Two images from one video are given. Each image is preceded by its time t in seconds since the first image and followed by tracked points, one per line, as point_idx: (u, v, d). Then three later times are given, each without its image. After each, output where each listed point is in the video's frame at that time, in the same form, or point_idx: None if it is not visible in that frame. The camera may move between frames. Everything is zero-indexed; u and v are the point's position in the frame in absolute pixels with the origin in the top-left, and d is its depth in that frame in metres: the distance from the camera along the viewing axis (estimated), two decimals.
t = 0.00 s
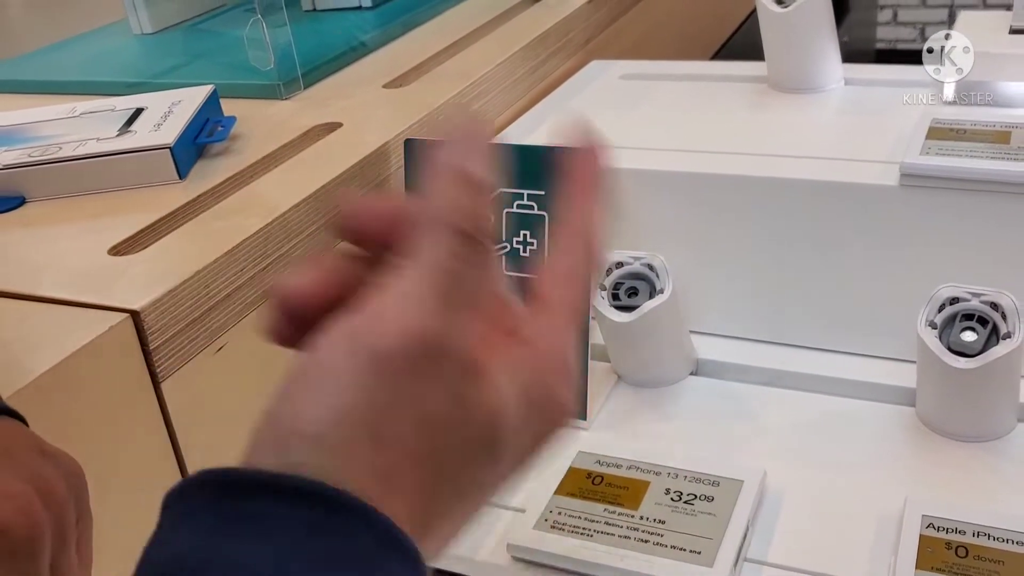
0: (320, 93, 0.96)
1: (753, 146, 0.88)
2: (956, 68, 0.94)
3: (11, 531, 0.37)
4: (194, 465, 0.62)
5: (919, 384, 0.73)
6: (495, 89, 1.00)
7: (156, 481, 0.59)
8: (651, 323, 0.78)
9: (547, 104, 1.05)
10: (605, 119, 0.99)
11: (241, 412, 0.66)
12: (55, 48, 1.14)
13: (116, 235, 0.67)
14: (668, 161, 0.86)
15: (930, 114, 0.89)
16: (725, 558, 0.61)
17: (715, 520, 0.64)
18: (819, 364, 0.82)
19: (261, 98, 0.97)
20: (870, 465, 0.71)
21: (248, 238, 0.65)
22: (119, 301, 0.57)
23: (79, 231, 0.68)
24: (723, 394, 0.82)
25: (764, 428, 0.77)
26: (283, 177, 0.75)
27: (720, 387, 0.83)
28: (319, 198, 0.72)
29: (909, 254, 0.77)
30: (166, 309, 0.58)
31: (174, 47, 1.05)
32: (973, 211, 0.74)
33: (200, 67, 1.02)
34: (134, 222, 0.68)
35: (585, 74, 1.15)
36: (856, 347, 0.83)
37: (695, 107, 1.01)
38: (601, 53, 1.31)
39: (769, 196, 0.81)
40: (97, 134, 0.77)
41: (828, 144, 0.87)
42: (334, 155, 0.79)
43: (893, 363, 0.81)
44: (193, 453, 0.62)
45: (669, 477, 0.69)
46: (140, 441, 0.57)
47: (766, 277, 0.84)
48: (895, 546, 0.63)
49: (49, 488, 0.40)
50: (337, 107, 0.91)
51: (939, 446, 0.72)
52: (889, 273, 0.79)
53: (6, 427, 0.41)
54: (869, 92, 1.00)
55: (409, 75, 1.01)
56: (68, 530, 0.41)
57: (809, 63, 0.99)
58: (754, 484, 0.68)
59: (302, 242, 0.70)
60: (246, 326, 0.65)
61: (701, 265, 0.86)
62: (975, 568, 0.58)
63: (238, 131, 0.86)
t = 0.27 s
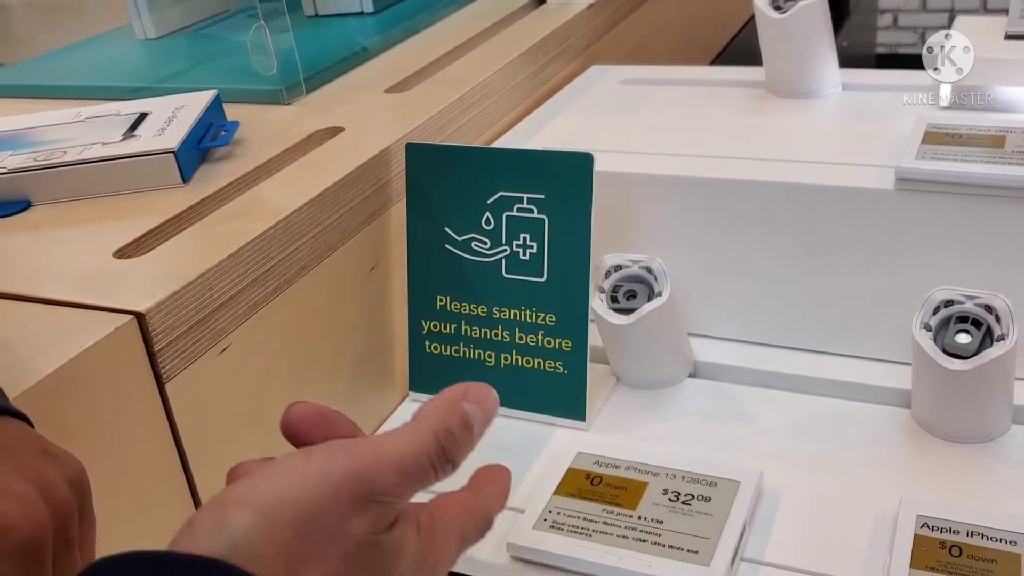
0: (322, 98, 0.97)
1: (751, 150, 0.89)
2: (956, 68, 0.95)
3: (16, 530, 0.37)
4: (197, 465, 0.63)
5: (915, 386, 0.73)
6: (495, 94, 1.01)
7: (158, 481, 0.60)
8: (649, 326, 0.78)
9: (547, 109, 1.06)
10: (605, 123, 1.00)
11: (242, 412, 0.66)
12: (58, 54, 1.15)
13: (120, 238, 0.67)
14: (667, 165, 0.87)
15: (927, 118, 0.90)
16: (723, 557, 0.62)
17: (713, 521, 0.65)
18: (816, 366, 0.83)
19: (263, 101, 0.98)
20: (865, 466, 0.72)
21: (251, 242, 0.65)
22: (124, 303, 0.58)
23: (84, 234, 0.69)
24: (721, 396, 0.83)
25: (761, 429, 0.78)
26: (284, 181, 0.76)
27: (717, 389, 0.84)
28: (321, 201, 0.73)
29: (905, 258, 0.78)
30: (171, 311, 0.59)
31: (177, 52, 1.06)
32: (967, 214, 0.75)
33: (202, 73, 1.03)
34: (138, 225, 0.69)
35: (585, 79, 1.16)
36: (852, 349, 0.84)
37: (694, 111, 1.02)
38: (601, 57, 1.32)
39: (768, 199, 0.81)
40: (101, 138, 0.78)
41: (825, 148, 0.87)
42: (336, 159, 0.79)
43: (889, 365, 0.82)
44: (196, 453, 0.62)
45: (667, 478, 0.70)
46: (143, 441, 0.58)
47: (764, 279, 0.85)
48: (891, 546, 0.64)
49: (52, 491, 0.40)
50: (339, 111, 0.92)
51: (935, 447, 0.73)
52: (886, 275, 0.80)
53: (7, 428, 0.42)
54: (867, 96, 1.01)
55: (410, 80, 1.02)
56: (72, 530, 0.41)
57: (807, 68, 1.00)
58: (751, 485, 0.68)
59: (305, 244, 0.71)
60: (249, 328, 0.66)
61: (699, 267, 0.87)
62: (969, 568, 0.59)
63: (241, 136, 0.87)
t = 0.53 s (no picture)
0: (320, 105, 0.98)
1: (747, 157, 0.89)
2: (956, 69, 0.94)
3: (12, 535, 0.37)
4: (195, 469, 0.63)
5: (909, 392, 0.74)
6: (493, 101, 1.02)
7: (156, 485, 0.60)
8: (646, 331, 0.79)
9: (545, 115, 1.07)
10: (602, 130, 1.01)
11: (238, 416, 0.67)
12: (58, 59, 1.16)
13: (120, 243, 0.68)
14: (663, 171, 0.87)
15: (921, 125, 0.91)
16: (717, 561, 0.62)
17: (707, 525, 0.66)
18: (811, 372, 0.83)
19: (262, 108, 0.98)
20: (859, 471, 0.72)
21: (249, 247, 0.66)
22: (124, 308, 0.58)
23: (84, 240, 0.69)
24: (716, 401, 0.83)
25: (756, 434, 0.78)
26: (283, 187, 0.76)
27: (713, 394, 0.84)
28: (319, 207, 0.73)
29: (899, 264, 0.79)
30: (169, 316, 0.59)
31: (177, 58, 1.07)
32: (960, 221, 0.76)
33: (202, 79, 1.03)
34: (138, 231, 0.70)
35: (583, 86, 1.17)
36: (847, 355, 0.84)
37: (691, 118, 1.02)
38: (599, 64, 1.33)
39: (764, 206, 0.82)
40: (101, 145, 0.79)
41: (820, 155, 0.88)
42: (334, 165, 0.80)
43: (884, 371, 0.83)
44: (194, 457, 0.63)
45: (663, 483, 0.70)
46: (140, 445, 0.58)
47: (759, 285, 0.85)
48: (884, 550, 0.64)
49: (47, 497, 0.40)
50: (337, 118, 0.93)
51: (928, 452, 0.73)
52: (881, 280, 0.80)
53: (5, 433, 0.42)
54: (863, 103, 1.01)
55: (409, 87, 1.03)
56: (68, 537, 0.41)
57: (803, 75, 1.01)
58: (746, 490, 0.69)
59: (303, 250, 0.71)
60: (247, 333, 0.66)
61: (695, 273, 0.87)
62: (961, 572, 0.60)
63: (240, 142, 0.88)
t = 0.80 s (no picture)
0: (319, 110, 0.98)
1: (746, 163, 0.89)
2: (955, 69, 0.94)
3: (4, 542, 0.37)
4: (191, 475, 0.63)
5: (907, 399, 0.74)
6: (492, 106, 1.02)
7: (152, 491, 0.60)
8: (644, 337, 0.79)
9: (544, 121, 1.07)
10: (601, 135, 1.01)
11: (235, 422, 0.67)
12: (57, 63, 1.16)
13: (117, 249, 0.68)
14: (662, 177, 0.87)
15: (921, 131, 0.90)
16: (715, 568, 0.62)
17: (705, 532, 0.65)
18: (810, 378, 0.83)
19: (262, 114, 0.98)
20: (857, 478, 0.72)
21: (247, 254, 0.66)
22: (121, 314, 0.58)
23: (82, 246, 0.69)
24: (715, 407, 0.83)
25: (754, 441, 0.78)
26: (281, 193, 0.76)
27: (711, 400, 0.84)
28: (317, 213, 0.73)
29: (897, 271, 0.79)
30: (166, 322, 0.59)
31: (176, 63, 1.07)
32: (959, 228, 0.76)
33: (202, 85, 1.03)
34: (136, 236, 0.70)
35: (582, 91, 1.17)
36: (846, 361, 0.84)
37: (691, 124, 1.02)
38: (599, 70, 1.33)
39: (764, 212, 0.82)
40: (100, 150, 0.79)
41: (818, 161, 0.88)
42: (333, 171, 0.80)
43: (882, 377, 0.83)
44: (190, 464, 0.63)
45: (661, 490, 0.70)
46: (137, 451, 0.58)
47: (758, 291, 0.85)
48: (882, 558, 0.64)
49: (42, 504, 0.41)
50: (337, 123, 0.93)
51: (927, 459, 0.73)
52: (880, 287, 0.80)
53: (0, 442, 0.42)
54: (863, 109, 1.01)
55: (408, 92, 1.03)
56: (63, 543, 0.41)
57: (802, 80, 1.01)
58: (744, 497, 0.69)
59: (301, 256, 0.71)
60: (244, 339, 0.66)
61: (694, 279, 0.87)
62: None
63: (239, 147, 0.88)
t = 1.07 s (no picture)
0: (320, 113, 0.98)
1: (749, 167, 0.89)
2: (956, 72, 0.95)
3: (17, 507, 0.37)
4: (189, 480, 0.62)
5: (911, 405, 0.73)
6: (494, 110, 1.02)
7: (150, 496, 0.59)
8: (646, 342, 0.78)
9: (545, 124, 1.06)
10: (602, 139, 1.00)
11: (234, 427, 0.66)
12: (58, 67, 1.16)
13: (116, 253, 0.68)
14: (664, 181, 0.87)
15: (924, 135, 0.90)
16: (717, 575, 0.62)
17: (708, 539, 0.65)
18: (814, 384, 0.83)
19: (263, 118, 0.98)
20: (861, 484, 0.72)
21: (246, 257, 0.65)
22: (119, 318, 0.58)
23: (80, 249, 0.69)
24: (717, 412, 0.83)
25: (757, 447, 0.77)
26: (281, 197, 0.76)
27: (714, 406, 0.84)
28: (318, 216, 0.73)
29: (901, 276, 0.78)
30: (164, 326, 0.59)
31: (177, 66, 1.07)
32: (962, 233, 0.75)
33: (203, 88, 1.03)
34: (135, 240, 0.69)
35: (584, 95, 1.17)
36: (849, 367, 0.83)
37: (693, 128, 1.02)
38: (600, 73, 1.32)
39: (767, 216, 0.81)
40: (100, 153, 0.78)
41: (821, 165, 0.87)
42: (334, 175, 0.80)
43: (886, 383, 0.82)
44: (188, 469, 0.62)
45: (663, 496, 0.70)
46: (134, 456, 0.58)
47: (761, 296, 0.85)
48: (886, 566, 0.63)
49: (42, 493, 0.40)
50: (337, 127, 0.92)
51: (931, 465, 0.72)
52: (883, 291, 0.79)
53: None
54: (867, 113, 1.01)
55: (409, 95, 1.02)
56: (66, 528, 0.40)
57: (805, 84, 1.00)
58: (747, 503, 0.68)
59: (300, 260, 0.71)
60: (243, 344, 0.66)
61: (696, 283, 0.87)
62: None
63: (239, 150, 0.87)
